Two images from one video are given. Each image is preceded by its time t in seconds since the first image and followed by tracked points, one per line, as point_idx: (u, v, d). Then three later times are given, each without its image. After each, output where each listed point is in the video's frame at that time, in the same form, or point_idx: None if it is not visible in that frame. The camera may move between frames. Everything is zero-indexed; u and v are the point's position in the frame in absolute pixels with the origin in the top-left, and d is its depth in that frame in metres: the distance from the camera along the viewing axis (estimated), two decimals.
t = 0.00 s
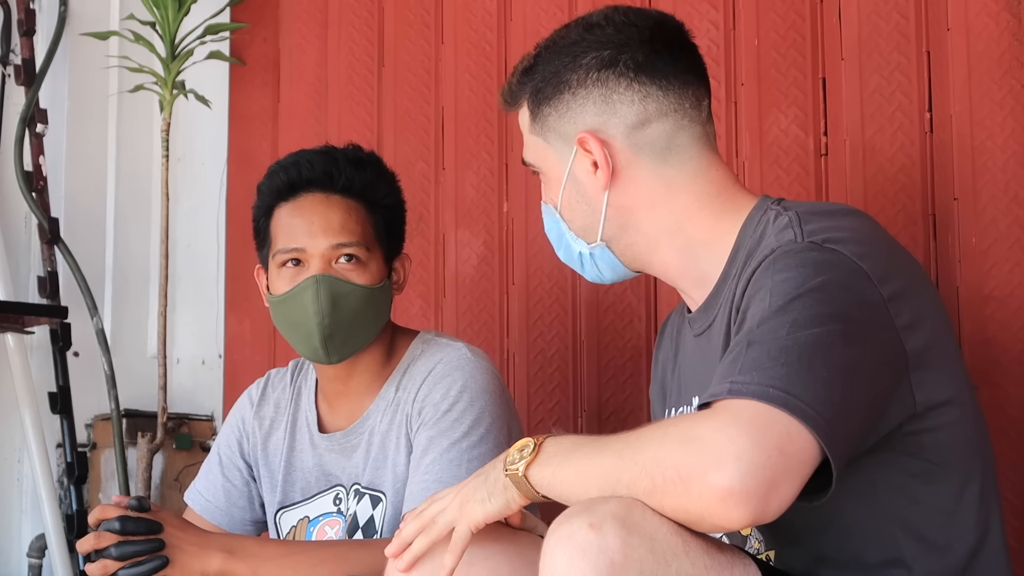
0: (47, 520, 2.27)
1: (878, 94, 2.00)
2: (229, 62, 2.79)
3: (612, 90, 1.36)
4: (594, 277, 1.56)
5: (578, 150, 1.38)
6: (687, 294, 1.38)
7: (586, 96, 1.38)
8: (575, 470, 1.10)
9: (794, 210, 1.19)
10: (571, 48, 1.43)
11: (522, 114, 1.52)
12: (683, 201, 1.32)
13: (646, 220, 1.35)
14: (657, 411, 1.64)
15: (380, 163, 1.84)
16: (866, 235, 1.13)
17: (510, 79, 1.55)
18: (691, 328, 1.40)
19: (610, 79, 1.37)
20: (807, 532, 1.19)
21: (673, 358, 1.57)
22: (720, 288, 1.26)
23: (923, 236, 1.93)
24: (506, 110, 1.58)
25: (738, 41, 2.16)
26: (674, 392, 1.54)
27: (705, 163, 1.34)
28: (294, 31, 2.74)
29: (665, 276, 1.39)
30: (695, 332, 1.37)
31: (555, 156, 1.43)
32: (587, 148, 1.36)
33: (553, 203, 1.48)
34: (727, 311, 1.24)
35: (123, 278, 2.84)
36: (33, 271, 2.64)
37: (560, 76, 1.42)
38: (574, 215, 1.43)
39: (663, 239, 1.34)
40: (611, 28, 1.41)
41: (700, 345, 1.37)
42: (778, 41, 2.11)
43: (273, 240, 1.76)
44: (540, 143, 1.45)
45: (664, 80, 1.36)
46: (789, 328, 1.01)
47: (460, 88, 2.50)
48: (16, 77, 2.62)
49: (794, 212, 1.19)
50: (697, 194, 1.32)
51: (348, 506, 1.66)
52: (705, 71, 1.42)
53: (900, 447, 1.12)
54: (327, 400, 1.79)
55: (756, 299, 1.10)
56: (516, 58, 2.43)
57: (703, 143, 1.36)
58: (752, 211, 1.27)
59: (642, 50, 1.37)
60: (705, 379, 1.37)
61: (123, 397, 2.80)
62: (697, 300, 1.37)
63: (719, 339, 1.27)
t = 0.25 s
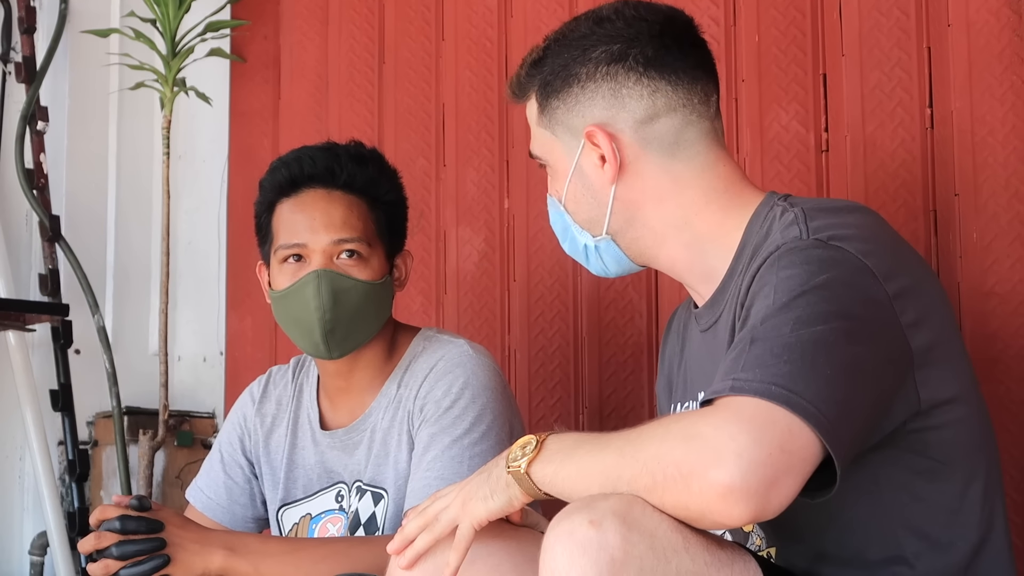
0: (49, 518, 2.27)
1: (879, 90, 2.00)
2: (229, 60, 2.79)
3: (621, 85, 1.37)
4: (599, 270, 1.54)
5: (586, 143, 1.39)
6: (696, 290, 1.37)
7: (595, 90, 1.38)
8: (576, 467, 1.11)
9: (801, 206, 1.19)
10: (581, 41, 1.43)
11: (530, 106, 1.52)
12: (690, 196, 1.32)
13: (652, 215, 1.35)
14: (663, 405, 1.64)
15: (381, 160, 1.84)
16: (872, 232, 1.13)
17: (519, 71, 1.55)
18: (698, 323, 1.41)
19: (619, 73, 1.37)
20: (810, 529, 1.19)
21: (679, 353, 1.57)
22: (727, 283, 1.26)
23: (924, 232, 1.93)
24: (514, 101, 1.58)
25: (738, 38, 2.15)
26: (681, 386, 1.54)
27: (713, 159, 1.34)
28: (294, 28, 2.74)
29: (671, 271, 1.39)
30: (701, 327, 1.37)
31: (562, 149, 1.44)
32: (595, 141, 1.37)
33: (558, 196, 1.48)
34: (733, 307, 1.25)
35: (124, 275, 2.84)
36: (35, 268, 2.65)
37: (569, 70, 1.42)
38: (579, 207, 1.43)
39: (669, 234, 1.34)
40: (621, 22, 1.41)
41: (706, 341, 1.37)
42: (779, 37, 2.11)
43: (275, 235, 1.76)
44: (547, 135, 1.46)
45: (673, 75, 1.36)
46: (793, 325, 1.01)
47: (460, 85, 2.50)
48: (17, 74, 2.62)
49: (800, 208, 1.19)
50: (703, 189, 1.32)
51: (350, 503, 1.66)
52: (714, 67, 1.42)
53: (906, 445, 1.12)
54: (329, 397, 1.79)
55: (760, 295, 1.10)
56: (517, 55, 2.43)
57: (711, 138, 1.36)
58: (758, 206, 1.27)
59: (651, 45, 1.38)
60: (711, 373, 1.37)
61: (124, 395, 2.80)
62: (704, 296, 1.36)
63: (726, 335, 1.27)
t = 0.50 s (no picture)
0: (49, 515, 2.28)
1: (880, 89, 2.00)
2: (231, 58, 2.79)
3: (630, 80, 1.36)
4: (604, 266, 1.55)
5: (594, 139, 1.39)
6: (702, 286, 1.37)
7: (604, 85, 1.38)
8: (576, 465, 1.11)
9: (805, 206, 1.19)
10: (591, 36, 1.43)
11: (538, 100, 1.52)
12: (696, 193, 1.32)
13: (659, 211, 1.35)
14: (668, 400, 1.64)
15: (382, 158, 1.85)
16: (876, 233, 1.13)
17: (527, 65, 1.55)
18: (702, 320, 1.41)
19: (628, 69, 1.37)
20: (811, 528, 1.20)
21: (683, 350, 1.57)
22: (732, 281, 1.26)
23: (925, 231, 1.93)
24: (522, 95, 1.57)
25: (739, 37, 2.15)
26: (685, 382, 1.54)
27: (720, 156, 1.34)
28: (296, 26, 2.74)
29: (678, 268, 1.39)
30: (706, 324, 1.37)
31: (569, 144, 1.44)
32: (603, 137, 1.37)
33: (564, 190, 1.49)
34: (737, 306, 1.25)
35: (125, 273, 2.84)
36: (36, 266, 2.65)
37: (578, 64, 1.42)
38: (585, 202, 1.43)
39: (676, 229, 1.34)
40: (631, 17, 1.41)
41: (711, 337, 1.38)
42: (780, 36, 2.11)
43: (276, 235, 1.76)
44: (554, 129, 1.45)
45: (682, 72, 1.36)
46: (794, 325, 1.01)
47: (461, 84, 2.50)
48: (19, 72, 2.62)
49: (805, 207, 1.18)
50: (710, 186, 1.32)
51: (350, 501, 1.66)
52: (723, 65, 1.43)
53: (908, 445, 1.12)
54: (330, 393, 1.79)
55: (762, 294, 1.10)
56: (518, 54, 2.43)
57: (719, 136, 1.36)
58: (764, 205, 1.27)
59: (662, 41, 1.38)
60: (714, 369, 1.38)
61: (125, 392, 2.81)
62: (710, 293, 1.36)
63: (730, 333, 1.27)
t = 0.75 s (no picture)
0: (48, 515, 2.27)
1: (878, 87, 2.00)
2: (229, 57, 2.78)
3: (641, 72, 1.37)
4: (612, 260, 1.56)
5: (603, 130, 1.39)
6: (706, 280, 1.37)
7: (615, 77, 1.38)
8: (571, 464, 1.11)
9: (811, 204, 1.19)
10: (602, 28, 1.43)
11: (547, 91, 1.52)
12: (704, 188, 1.32)
13: (666, 204, 1.35)
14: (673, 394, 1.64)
15: (379, 157, 1.85)
16: (881, 233, 1.13)
17: (537, 56, 1.55)
18: (709, 317, 1.41)
19: (639, 61, 1.37)
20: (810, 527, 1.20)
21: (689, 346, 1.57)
22: (737, 279, 1.27)
23: (924, 229, 1.93)
24: (531, 87, 1.57)
25: (738, 36, 2.15)
26: (691, 378, 1.55)
27: (729, 151, 1.34)
28: (295, 25, 2.74)
29: (684, 263, 1.39)
30: (714, 320, 1.38)
31: (578, 135, 1.44)
32: (612, 129, 1.37)
33: (573, 182, 1.49)
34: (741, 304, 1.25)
35: (123, 272, 2.84)
36: (34, 265, 2.65)
37: (589, 55, 1.42)
38: (593, 194, 1.44)
39: (684, 223, 1.34)
40: (643, 10, 1.42)
41: (717, 333, 1.38)
42: (778, 34, 2.11)
43: (273, 233, 1.76)
44: (564, 121, 1.46)
45: (693, 65, 1.37)
46: (796, 324, 1.01)
47: (460, 83, 2.50)
48: (17, 72, 2.62)
49: (810, 206, 1.18)
50: (717, 181, 1.32)
51: (348, 500, 1.66)
52: (733, 60, 1.43)
53: (909, 446, 1.12)
54: (328, 391, 1.79)
55: (766, 293, 1.10)
56: (517, 53, 2.43)
57: (728, 131, 1.36)
58: (770, 202, 1.27)
59: (673, 34, 1.38)
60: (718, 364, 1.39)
61: (124, 392, 2.81)
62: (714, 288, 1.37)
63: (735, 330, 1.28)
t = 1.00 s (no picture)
0: (48, 514, 2.27)
1: (878, 86, 2.00)
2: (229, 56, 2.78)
3: (668, 62, 1.37)
4: (625, 249, 1.55)
5: (626, 117, 1.39)
6: (719, 278, 1.37)
7: (641, 64, 1.38)
8: (572, 461, 1.10)
9: (828, 203, 1.18)
10: (632, 15, 1.43)
11: (570, 76, 1.52)
12: (722, 181, 1.32)
13: (684, 196, 1.35)
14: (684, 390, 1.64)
15: (379, 156, 1.85)
16: (897, 236, 1.13)
17: (562, 42, 1.55)
18: (722, 312, 1.42)
19: (667, 50, 1.37)
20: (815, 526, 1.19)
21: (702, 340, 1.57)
22: (750, 276, 1.27)
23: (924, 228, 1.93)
24: (554, 72, 1.57)
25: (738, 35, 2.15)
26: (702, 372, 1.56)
27: (749, 146, 1.34)
28: (294, 24, 2.74)
29: (699, 257, 1.39)
30: (727, 315, 1.38)
31: (600, 122, 1.44)
32: (636, 116, 1.37)
33: (591, 168, 1.49)
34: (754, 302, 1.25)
35: (123, 271, 2.84)
36: (34, 265, 2.65)
37: (617, 41, 1.42)
38: (612, 180, 1.44)
39: (702, 215, 1.34)
40: None
41: (730, 328, 1.38)
42: (778, 33, 2.11)
43: (274, 232, 1.76)
44: (587, 107, 1.46)
45: (721, 58, 1.37)
46: (808, 326, 1.01)
47: (460, 82, 2.50)
48: (17, 71, 2.62)
49: (826, 206, 1.18)
50: (737, 175, 1.32)
51: (349, 499, 1.66)
52: (759, 56, 1.43)
53: (919, 448, 1.12)
54: (329, 391, 1.79)
55: (779, 292, 1.10)
56: (517, 52, 2.43)
57: (751, 126, 1.36)
58: (787, 199, 1.27)
59: (702, 25, 1.38)
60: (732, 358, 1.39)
61: (124, 391, 2.81)
62: (727, 284, 1.36)
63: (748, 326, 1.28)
